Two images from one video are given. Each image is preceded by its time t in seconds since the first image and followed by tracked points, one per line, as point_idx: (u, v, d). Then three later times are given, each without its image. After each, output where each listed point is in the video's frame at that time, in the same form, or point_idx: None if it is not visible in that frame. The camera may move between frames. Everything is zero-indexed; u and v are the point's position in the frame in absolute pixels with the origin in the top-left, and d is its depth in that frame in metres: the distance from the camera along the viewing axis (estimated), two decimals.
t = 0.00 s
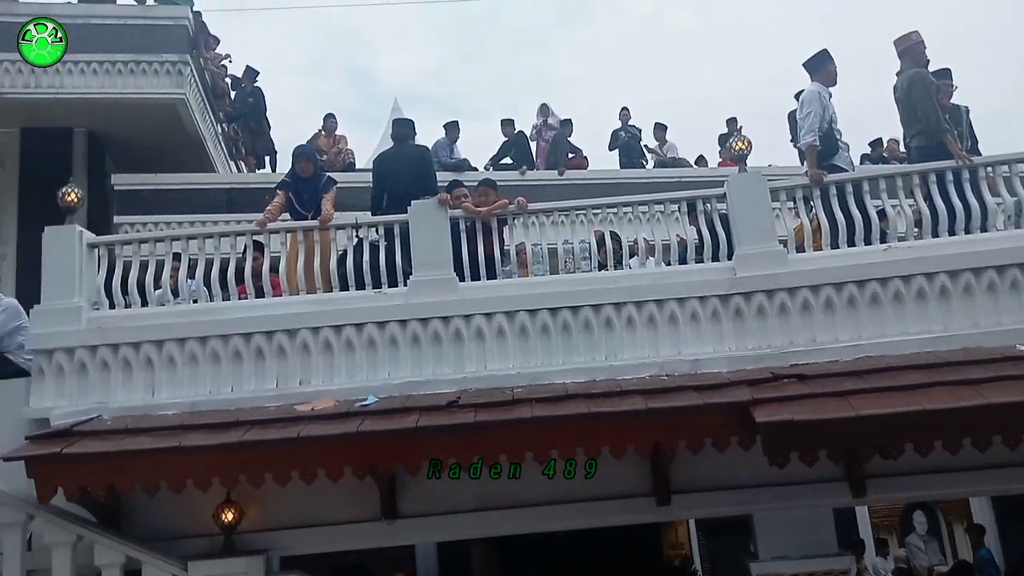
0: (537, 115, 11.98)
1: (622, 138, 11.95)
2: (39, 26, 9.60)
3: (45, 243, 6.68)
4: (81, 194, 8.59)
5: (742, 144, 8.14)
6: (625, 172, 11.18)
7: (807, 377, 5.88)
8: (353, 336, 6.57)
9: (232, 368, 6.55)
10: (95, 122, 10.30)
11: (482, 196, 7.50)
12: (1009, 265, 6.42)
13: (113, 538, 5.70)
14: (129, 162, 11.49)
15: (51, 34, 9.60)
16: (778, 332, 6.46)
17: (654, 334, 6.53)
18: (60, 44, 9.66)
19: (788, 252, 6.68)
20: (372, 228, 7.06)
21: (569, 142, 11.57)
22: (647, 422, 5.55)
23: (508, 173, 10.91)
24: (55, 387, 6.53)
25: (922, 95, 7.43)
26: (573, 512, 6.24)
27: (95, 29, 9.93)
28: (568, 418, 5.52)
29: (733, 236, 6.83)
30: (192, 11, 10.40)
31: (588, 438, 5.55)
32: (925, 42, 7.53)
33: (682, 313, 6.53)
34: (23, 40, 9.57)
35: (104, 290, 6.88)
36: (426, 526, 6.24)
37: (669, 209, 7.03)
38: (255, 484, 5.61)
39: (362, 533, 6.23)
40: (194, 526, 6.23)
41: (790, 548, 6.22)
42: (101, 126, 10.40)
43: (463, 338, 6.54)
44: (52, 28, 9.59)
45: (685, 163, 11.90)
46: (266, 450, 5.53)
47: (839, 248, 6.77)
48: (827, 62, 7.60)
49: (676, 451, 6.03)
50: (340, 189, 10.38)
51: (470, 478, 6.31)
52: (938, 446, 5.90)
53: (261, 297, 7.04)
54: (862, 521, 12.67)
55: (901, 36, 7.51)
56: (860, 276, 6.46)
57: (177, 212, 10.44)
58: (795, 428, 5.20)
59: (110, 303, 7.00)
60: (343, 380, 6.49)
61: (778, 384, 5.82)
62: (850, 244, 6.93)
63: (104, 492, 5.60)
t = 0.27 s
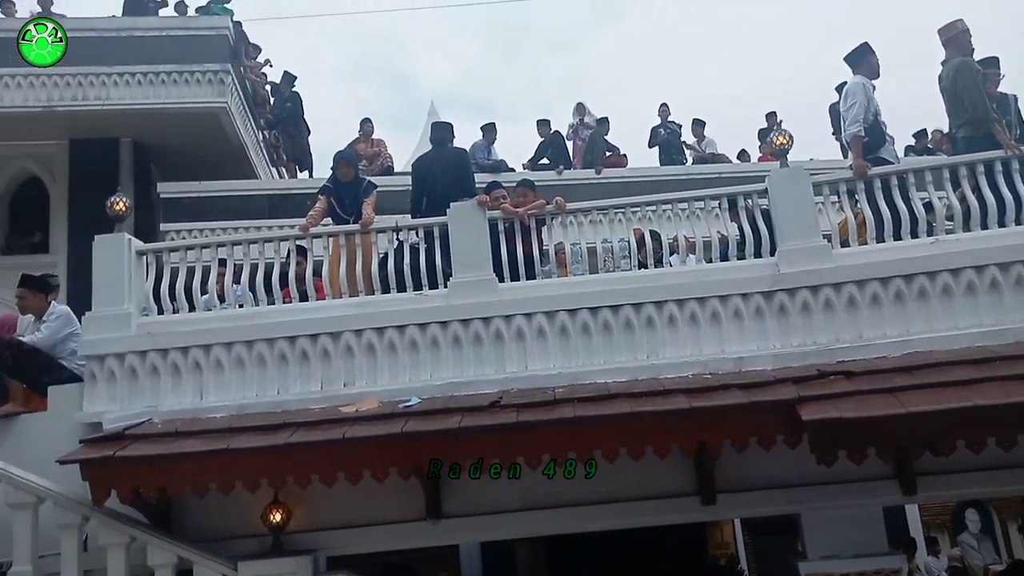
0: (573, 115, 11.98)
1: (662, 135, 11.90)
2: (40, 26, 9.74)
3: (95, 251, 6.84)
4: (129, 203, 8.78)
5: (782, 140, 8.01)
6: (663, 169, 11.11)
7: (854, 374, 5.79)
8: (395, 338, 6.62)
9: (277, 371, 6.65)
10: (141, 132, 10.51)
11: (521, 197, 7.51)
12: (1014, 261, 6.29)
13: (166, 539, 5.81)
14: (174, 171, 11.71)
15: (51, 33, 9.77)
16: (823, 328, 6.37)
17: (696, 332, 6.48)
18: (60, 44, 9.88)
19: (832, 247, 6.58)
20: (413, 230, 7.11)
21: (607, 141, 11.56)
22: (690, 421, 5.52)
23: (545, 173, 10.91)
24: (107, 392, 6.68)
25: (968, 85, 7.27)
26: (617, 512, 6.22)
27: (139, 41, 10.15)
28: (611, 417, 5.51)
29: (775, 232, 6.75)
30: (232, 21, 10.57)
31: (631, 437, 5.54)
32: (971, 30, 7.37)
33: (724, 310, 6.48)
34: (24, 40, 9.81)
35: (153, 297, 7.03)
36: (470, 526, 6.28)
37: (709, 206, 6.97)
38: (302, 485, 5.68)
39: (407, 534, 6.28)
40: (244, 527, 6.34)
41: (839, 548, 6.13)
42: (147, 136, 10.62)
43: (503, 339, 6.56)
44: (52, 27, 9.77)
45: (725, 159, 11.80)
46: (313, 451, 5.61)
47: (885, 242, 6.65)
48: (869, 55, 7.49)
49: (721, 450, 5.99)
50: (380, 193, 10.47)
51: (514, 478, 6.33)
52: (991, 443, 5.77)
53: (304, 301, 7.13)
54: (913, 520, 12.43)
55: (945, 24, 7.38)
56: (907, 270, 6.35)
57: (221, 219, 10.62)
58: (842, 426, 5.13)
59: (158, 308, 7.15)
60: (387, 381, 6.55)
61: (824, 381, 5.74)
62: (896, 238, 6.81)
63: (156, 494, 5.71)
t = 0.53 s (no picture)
0: (601, 114, 11.95)
1: (693, 132, 11.82)
2: (40, 26, 9.69)
3: (132, 258, 6.94)
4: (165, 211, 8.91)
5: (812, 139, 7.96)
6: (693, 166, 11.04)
7: (891, 372, 5.71)
8: (427, 340, 6.65)
9: (311, 374, 6.70)
10: (174, 140, 10.66)
11: (550, 198, 7.52)
12: (1003, 262, 6.22)
13: (205, 542, 5.87)
14: (207, 178, 11.85)
15: (51, 34, 9.81)
16: (859, 325, 6.30)
17: (729, 331, 6.43)
18: (58, 44, 9.94)
19: (867, 243, 6.49)
20: (443, 233, 7.14)
21: (636, 140, 11.52)
22: (724, 421, 5.48)
23: (573, 173, 10.90)
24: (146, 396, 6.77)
25: (1006, 76, 7.15)
26: (653, 512, 6.19)
27: (171, 50, 10.29)
28: (644, 418, 5.49)
29: (808, 228, 6.68)
30: (261, 29, 10.69)
31: (665, 438, 5.51)
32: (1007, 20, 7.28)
33: (758, 309, 6.42)
34: (26, 39, 9.78)
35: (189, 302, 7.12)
36: (505, 527, 6.28)
37: (741, 203, 6.92)
38: (338, 487, 5.72)
39: (442, 535, 6.30)
40: (281, 529, 6.40)
41: (879, 548, 6.05)
42: (180, 144, 10.76)
43: (535, 340, 6.56)
44: (52, 28, 9.75)
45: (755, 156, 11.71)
46: (348, 454, 5.65)
47: (921, 237, 6.56)
48: (901, 50, 7.37)
49: (756, 450, 5.94)
50: (409, 196, 10.52)
51: (547, 480, 6.32)
52: None
53: (337, 304, 7.18)
54: (953, 519, 12.23)
55: (981, 15, 7.27)
56: (944, 265, 6.25)
57: (254, 224, 10.73)
58: (880, 425, 5.06)
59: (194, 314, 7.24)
60: (419, 383, 6.58)
61: (861, 379, 5.67)
62: (932, 232, 6.71)
63: (195, 497, 5.78)
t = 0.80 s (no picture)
0: (639, 116, 11.91)
1: (734, 132, 11.72)
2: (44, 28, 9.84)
3: (181, 271, 7.08)
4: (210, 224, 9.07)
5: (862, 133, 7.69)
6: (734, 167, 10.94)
7: (943, 372, 5.59)
8: (470, 347, 6.68)
9: (356, 383, 6.77)
10: (218, 155, 10.86)
11: (590, 203, 7.51)
12: None
13: (255, 549, 5.93)
14: (251, 191, 12.05)
15: (48, 34, 10.03)
16: (908, 325, 6.18)
17: (774, 334, 6.36)
18: (57, 43, 10.18)
19: (914, 241, 6.37)
20: (483, 240, 7.17)
21: (675, 141, 11.45)
22: (770, 424, 5.42)
23: (612, 176, 10.87)
24: (196, 407, 6.90)
25: None
26: (700, 517, 6.14)
27: (214, 66, 10.49)
28: (688, 422, 5.45)
29: (854, 228, 6.58)
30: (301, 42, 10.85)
31: (711, 443, 5.47)
32: None
33: (803, 310, 6.34)
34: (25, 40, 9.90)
35: (236, 313, 7.24)
36: (550, 534, 6.27)
37: (784, 203, 6.84)
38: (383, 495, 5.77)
39: (488, 542, 6.31)
40: (330, 537, 6.46)
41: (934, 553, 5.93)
42: (224, 158, 10.96)
43: (577, 345, 6.55)
44: (49, 28, 9.98)
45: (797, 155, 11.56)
46: (394, 461, 5.70)
47: (970, 233, 6.42)
48: (945, 46, 7.26)
49: (805, 453, 5.86)
50: (450, 203, 10.58)
51: (592, 485, 6.30)
52: None
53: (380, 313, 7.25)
54: (1011, 523, 11.92)
55: None
56: (996, 262, 6.11)
57: (297, 235, 10.88)
58: (932, 427, 4.97)
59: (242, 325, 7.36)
60: (463, 391, 6.61)
61: (911, 380, 5.57)
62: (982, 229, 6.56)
63: (245, 505, 5.87)
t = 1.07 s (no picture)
0: (668, 119, 11.86)
1: (767, 132, 11.63)
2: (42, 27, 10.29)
3: (217, 280, 7.17)
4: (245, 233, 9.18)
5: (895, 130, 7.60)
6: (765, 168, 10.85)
7: (982, 373, 5.49)
8: (501, 352, 6.70)
9: (390, 389, 6.81)
10: (251, 166, 10.99)
11: (620, 207, 7.50)
12: None
13: (291, 555, 5.98)
14: (284, 200, 12.18)
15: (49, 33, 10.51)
16: (946, 326, 6.09)
17: (809, 336, 6.29)
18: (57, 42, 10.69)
19: (952, 240, 6.27)
20: (513, 245, 7.19)
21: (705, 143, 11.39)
22: (805, 428, 5.37)
23: (642, 180, 10.84)
24: (232, 414, 6.99)
25: None
26: (735, 522, 6.09)
27: (246, 78, 10.64)
28: (721, 426, 5.41)
29: (889, 227, 6.49)
30: (331, 53, 10.96)
31: (746, 447, 5.44)
32: None
33: (838, 312, 6.27)
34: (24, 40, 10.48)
35: (271, 322, 7.32)
36: (583, 539, 6.25)
37: (818, 204, 6.77)
38: (417, 500, 5.80)
39: (521, 547, 6.31)
40: (364, 542, 6.50)
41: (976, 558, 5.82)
42: (257, 168, 11.09)
43: (608, 349, 6.53)
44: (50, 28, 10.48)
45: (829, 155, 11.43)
46: (427, 467, 5.72)
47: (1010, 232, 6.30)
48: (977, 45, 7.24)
49: (841, 457, 5.79)
50: (480, 209, 10.61)
51: (624, 490, 6.28)
52: None
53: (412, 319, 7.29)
54: None
55: None
56: None
57: (329, 244, 10.97)
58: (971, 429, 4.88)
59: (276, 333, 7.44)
60: (495, 396, 6.62)
61: (950, 382, 5.48)
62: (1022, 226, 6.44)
63: (280, 511, 5.92)
